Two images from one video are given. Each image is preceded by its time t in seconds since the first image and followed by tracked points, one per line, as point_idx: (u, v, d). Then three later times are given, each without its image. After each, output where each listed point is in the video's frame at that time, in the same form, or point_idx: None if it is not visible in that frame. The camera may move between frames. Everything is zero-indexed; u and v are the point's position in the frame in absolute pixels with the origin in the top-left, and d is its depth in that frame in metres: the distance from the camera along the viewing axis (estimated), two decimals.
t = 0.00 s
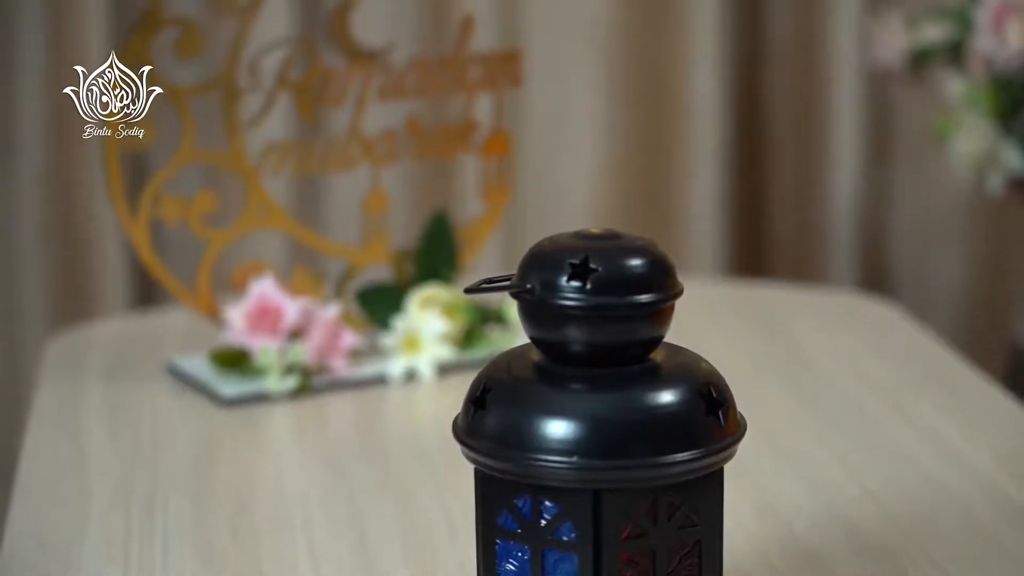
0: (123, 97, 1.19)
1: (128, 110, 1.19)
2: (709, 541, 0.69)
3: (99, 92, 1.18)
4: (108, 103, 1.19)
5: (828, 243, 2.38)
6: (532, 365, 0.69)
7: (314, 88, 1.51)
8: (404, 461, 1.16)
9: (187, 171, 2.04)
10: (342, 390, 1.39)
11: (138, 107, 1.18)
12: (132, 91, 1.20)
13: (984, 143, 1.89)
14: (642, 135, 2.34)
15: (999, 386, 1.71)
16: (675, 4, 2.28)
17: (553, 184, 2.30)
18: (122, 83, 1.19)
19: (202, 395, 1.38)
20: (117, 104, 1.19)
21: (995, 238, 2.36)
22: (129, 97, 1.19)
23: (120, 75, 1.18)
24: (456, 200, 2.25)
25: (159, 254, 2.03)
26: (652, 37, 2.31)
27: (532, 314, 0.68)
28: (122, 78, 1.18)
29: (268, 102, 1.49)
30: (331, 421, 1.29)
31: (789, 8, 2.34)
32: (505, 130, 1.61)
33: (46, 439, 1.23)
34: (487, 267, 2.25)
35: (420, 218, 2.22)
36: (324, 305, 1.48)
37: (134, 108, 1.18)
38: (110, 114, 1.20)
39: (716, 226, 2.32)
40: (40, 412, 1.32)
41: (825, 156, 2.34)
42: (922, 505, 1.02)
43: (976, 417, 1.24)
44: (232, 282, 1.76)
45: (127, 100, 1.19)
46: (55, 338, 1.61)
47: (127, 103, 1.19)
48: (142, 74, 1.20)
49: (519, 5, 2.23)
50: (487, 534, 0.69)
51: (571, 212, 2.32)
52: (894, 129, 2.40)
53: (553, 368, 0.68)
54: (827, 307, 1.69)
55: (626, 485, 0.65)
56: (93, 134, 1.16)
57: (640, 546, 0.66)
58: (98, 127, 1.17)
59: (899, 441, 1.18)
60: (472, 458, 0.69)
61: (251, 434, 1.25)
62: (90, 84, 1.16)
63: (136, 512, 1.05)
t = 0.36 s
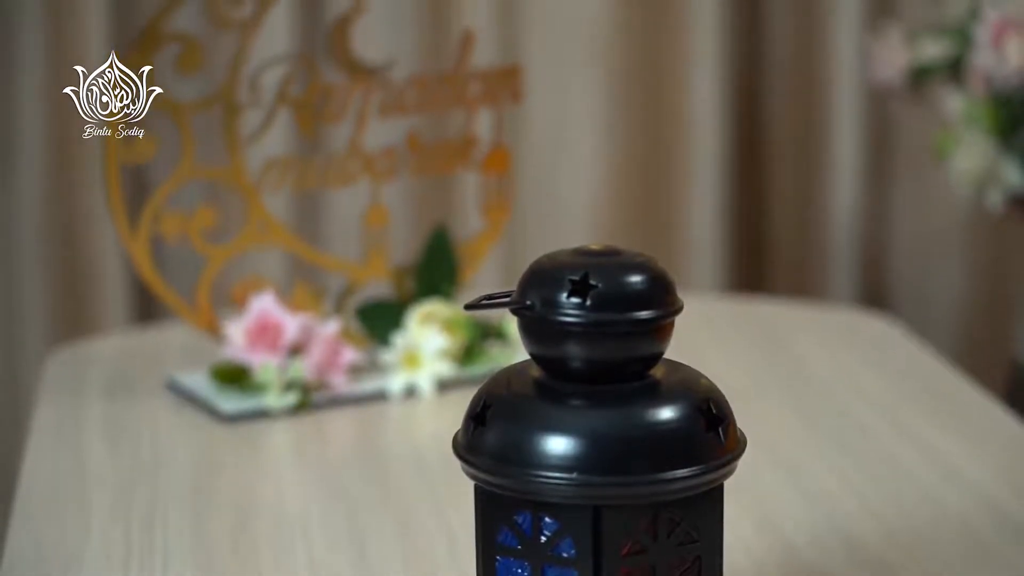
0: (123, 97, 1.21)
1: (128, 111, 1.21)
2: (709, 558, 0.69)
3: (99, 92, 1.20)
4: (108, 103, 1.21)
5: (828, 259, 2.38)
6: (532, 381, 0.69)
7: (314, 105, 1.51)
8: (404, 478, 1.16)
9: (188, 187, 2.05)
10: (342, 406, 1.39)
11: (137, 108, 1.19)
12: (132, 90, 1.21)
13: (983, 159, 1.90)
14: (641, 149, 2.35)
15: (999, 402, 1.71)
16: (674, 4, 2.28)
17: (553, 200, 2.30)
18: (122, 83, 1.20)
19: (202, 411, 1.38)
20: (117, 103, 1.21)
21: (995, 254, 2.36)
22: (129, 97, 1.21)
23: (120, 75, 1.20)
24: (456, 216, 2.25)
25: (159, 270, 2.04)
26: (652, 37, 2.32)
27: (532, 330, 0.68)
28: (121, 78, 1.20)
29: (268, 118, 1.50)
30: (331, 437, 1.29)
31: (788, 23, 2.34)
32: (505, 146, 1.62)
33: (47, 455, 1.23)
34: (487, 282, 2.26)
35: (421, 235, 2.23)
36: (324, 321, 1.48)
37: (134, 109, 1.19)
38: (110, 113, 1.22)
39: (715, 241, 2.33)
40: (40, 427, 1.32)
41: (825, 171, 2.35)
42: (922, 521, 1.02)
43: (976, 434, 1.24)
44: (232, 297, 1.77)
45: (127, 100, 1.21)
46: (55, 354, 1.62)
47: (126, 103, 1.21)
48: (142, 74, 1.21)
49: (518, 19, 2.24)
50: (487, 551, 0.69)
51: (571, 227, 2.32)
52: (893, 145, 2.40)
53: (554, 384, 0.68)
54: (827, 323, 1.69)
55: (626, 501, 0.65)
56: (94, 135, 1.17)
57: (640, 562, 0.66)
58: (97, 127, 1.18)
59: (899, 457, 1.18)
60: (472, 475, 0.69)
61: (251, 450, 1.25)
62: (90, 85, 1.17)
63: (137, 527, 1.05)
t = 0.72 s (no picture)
0: (123, 97, 1.21)
1: (128, 111, 1.20)
2: (710, 571, 0.69)
3: (99, 92, 1.20)
4: (108, 103, 1.21)
5: (828, 271, 2.38)
6: (532, 394, 0.69)
7: (315, 117, 1.51)
8: (404, 490, 1.16)
9: (188, 199, 2.05)
10: (342, 418, 1.39)
11: (137, 107, 1.20)
12: (132, 90, 1.22)
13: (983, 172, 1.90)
14: (641, 162, 2.35)
15: (1000, 414, 1.70)
16: (676, 15, 2.29)
17: (553, 213, 2.30)
18: (122, 83, 1.21)
19: (202, 423, 1.37)
20: (117, 103, 1.21)
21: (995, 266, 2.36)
22: (129, 97, 1.21)
23: (120, 75, 1.20)
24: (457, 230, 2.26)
25: (159, 282, 2.04)
26: (651, 37, 2.32)
27: (532, 343, 0.68)
28: (121, 77, 1.20)
29: (269, 130, 1.50)
30: (331, 449, 1.28)
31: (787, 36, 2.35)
32: (504, 159, 1.62)
33: (46, 468, 1.23)
34: (487, 295, 2.26)
35: (421, 247, 2.23)
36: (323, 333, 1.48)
37: (134, 108, 1.19)
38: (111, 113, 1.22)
39: (716, 253, 2.33)
40: (40, 440, 1.32)
41: (825, 184, 2.35)
42: (923, 535, 1.02)
43: (976, 447, 1.24)
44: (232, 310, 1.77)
45: (127, 100, 1.21)
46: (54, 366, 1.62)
47: (126, 102, 1.21)
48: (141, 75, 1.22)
49: (519, 29, 2.24)
50: (487, 564, 0.69)
51: (571, 240, 2.32)
52: (893, 158, 2.41)
53: (553, 396, 0.68)
54: (827, 335, 1.69)
55: (626, 513, 0.65)
56: (94, 135, 1.17)
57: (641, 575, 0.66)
58: (97, 127, 1.17)
59: (900, 470, 1.18)
60: (472, 488, 0.69)
61: (251, 462, 1.25)
62: (90, 84, 1.17)
63: (137, 540, 1.05)
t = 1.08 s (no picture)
0: (123, 97, 1.23)
1: (128, 111, 1.22)
2: None
3: (99, 92, 1.21)
4: (108, 102, 1.22)
5: (828, 279, 2.38)
6: (531, 402, 0.69)
7: (315, 125, 1.51)
8: (404, 498, 1.16)
9: (187, 207, 2.05)
10: (342, 426, 1.39)
11: (137, 107, 1.22)
12: (131, 91, 1.23)
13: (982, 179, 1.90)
14: (641, 169, 2.35)
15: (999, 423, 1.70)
16: (676, 24, 2.29)
17: (553, 220, 2.30)
18: (122, 83, 1.22)
19: (202, 431, 1.37)
20: (117, 103, 1.23)
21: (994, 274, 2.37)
22: (129, 97, 1.23)
23: (120, 75, 1.22)
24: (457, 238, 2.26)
25: (158, 290, 2.04)
26: (651, 38, 2.33)
27: (531, 351, 0.68)
28: (122, 78, 1.22)
29: (269, 138, 1.50)
30: (331, 457, 1.29)
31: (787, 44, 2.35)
32: (504, 167, 1.62)
33: (46, 475, 1.23)
34: (487, 304, 2.26)
35: (420, 255, 2.23)
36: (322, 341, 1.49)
37: (134, 108, 1.21)
38: (110, 112, 1.24)
39: (716, 262, 2.33)
40: (40, 447, 1.32)
41: (825, 191, 2.35)
42: (922, 542, 1.02)
43: (975, 454, 1.24)
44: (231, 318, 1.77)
45: (128, 101, 1.23)
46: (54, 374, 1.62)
47: (126, 102, 1.23)
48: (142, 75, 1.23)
49: (519, 35, 2.24)
50: (486, 572, 0.69)
51: (571, 248, 2.33)
52: (892, 165, 2.41)
53: (552, 405, 0.68)
54: (826, 343, 1.69)
55: (625, 522, 0.65)
56: (94, 134, 1.18)
57: None
58: (97, 127, 1.20)
59: (899, 478, 1.18)
60: (471, 496, 0.69)
61: (251, 470, 1.25)
62: (89, 84, 1.19)
63: (137, 547, 1.05)
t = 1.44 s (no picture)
0: (123, 96, 1.49)
1: (127, 107, 1.48)
2: None
3: (101, 92, 1.49)
4: (109, 100, 1.49)
5: (827, 286, 2.38)
6: (531, 410, 0.69)
7: (313, 132, 1.51)
8: (402, 504, 1.16)
9: (186, 213, 2.05)
10: (341, 432, 1.39)
11: (137, 106, 1.45)
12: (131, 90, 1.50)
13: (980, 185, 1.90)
14: (641, 177, 2.34)
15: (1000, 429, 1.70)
16: (674, 26, 2.28)
17: (552, 226, 2.31)
18: (121, 84, 1.49)
19: (201, 437, 1.37)
20: (117, 101, 1.49)
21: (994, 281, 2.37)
22: (128, 97, 1.48)
23: (120, 77, 1.49)
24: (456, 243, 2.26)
25: (157, 297, 2.04)
26: (652, 36, 2.30)
27: (531, 357, 0.68)
28: (120, 79, 1.49)
29: (267, 144, 1.49)
30: (329, 464, 1.28)
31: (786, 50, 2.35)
32: (503, 173, 1.62)
33: (46, 481, 1.23)
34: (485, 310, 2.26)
35: (419, 261, 2.23)
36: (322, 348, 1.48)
37: (134, 107, 1.46)
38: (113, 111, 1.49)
39: (715, 268, 2.33)
40: (39, 453, 1.32)
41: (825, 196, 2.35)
42: (922, 550, 1.02)
43: (975, 462, 1.24)
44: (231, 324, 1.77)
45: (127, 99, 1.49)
46: (53, 380, 1.62)
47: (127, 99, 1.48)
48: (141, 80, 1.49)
49: (518, 39, 2.24)
50: None
51: (570, 253, 2.33)
52: (891, 171, 2.41)
53: (552, 410, 0.68)
54: (826, 349, 1.69)
55: (626, 528, 0.64)
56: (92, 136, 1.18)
57: None
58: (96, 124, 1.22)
59: (898, 484, 1.18)
60: (471, 502, 0.68)
61: (250, 476, 1.25)
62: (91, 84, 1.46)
63: (136, 553, 1.05)
